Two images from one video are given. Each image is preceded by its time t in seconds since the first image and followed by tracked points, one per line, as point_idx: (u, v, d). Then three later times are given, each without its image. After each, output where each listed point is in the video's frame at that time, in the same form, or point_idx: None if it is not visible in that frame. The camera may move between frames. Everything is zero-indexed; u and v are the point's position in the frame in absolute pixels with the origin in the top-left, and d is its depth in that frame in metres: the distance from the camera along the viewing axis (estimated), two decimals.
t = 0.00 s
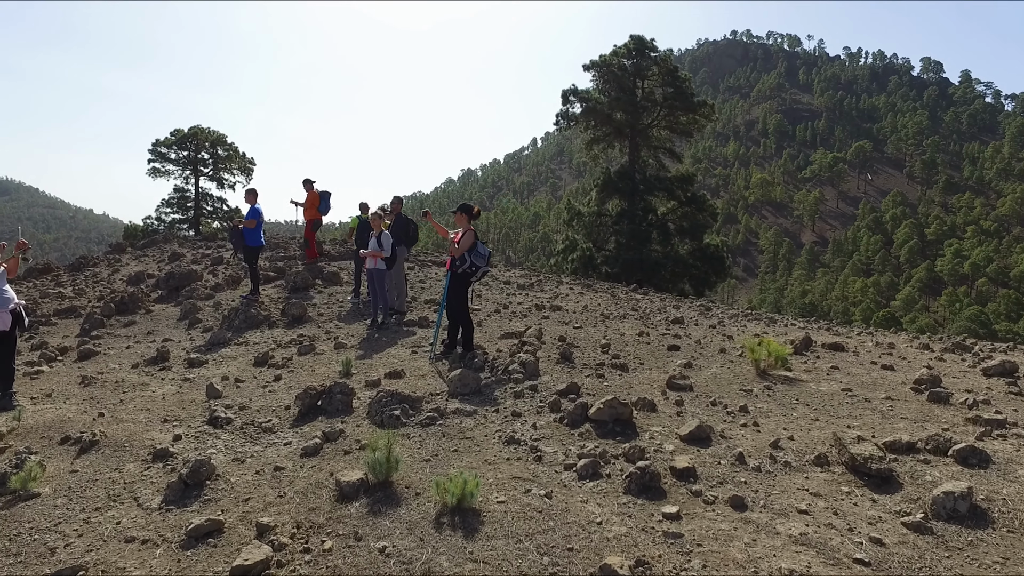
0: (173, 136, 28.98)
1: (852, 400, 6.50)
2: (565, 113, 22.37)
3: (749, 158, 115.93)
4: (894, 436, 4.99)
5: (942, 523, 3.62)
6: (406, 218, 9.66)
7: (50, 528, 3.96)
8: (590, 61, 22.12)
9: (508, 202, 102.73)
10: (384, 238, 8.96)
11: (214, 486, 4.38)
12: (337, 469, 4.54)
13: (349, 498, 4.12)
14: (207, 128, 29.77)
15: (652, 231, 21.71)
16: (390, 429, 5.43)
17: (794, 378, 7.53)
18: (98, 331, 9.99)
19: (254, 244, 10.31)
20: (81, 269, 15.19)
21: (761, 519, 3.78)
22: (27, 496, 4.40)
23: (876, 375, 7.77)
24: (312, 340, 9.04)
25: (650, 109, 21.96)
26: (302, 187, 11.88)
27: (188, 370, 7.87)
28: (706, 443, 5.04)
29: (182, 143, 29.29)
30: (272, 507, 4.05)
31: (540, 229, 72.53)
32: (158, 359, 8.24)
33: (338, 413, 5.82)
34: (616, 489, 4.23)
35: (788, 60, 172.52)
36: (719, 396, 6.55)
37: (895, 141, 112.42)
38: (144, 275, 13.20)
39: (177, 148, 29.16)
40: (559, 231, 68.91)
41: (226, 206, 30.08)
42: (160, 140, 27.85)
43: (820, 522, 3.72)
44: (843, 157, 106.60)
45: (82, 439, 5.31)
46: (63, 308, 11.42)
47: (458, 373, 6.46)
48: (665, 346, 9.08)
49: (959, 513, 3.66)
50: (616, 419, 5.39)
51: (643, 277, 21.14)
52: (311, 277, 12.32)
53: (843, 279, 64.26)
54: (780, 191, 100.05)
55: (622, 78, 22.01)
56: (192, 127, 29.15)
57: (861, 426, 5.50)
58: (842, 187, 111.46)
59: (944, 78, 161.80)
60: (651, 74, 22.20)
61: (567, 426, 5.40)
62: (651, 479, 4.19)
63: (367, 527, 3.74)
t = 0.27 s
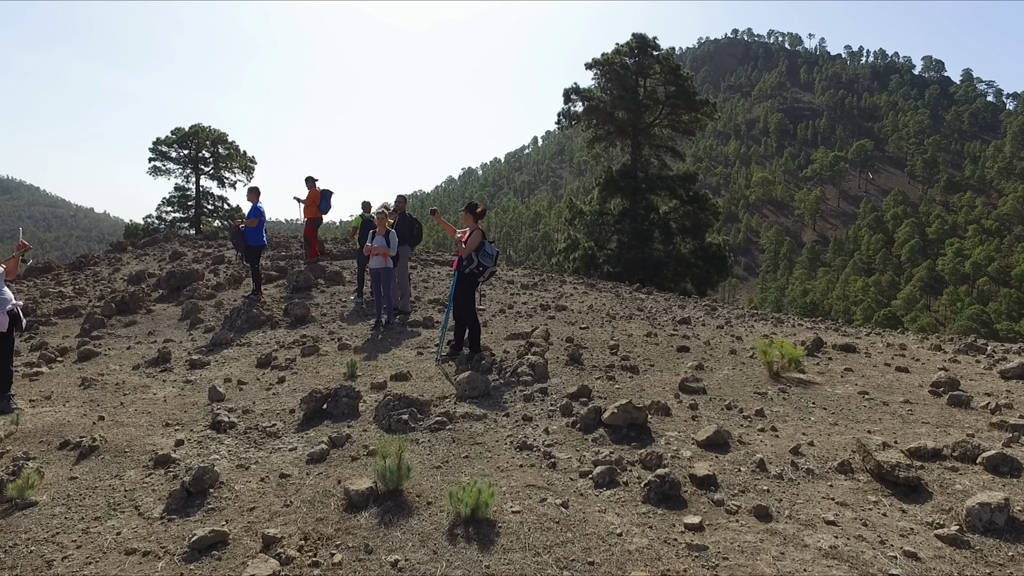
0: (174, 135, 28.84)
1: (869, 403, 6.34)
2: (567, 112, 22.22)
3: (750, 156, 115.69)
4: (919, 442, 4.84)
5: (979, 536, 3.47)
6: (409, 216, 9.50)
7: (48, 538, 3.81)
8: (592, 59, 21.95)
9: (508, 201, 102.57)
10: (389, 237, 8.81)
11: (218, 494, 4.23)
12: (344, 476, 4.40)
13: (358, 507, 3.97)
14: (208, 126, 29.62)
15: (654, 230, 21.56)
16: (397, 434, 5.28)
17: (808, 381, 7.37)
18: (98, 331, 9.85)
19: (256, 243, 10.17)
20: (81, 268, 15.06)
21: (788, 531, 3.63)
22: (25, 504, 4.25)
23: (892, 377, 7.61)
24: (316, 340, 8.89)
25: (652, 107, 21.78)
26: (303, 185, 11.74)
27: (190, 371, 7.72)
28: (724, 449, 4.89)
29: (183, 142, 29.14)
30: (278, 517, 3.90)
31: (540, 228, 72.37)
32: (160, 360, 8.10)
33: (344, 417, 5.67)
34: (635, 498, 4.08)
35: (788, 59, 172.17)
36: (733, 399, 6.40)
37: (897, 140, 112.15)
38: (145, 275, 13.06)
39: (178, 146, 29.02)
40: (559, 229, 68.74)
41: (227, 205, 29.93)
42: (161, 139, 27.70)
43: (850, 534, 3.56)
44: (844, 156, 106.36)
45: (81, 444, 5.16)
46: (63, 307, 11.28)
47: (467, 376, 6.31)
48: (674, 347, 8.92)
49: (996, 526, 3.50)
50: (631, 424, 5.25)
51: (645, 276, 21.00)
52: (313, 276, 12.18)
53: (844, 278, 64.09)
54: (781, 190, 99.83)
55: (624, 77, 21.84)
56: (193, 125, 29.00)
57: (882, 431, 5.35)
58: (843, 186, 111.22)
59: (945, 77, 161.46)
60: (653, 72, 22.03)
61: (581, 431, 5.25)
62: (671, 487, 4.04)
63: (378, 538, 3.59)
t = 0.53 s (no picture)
0: (170, 133, 28.57)
1: (883, 405, 6.19)
2: (564, 111, 22.05)
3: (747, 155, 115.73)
4: (940, 447, 4.68)
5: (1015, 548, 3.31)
6: (409, 215, 9.32)
7: (35, 551, 3.63)
8: (589, 58, 21.79)
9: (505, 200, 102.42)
10: (391, 236, 8.62)
11: (214, 503, 4.05)
12: (347, 484, 4.22)
13: (361, 517, 3.79)
14: (204, 124, 29.36)
15: (652, 229, 21.42)
16: (401, 438, 5.11)
17: (819, 382, 7.21)
18: (92, 331, 9.64)
19: (252, 242, 9.98)
20: (76, 267, 14.84)
21: (814, 541, 3.47)
22: (12, 514, 4.06)
23: (902, 378, 7.46)
24: (314, 341, 8.71)
25: (650, 106, 21.62)
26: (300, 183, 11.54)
27: (185, 373, 7.53)
28: (740, 454, 4.73)
29: (179, 140, 28.87)
30: (278, 527, 3.72)
31: (537, 227, 72.23)
32: (155, 361, 7.90)
33: (345, 421, 5.49)
34: (650, 506, 3.92)
35: (784, 59, 172.35)
36: (744, 401, 6.24)
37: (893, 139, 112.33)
38: (141, 274, 12.85)
39: (174, 145, 28.75)
40: (555, 229, 68.59)
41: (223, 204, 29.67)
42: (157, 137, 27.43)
43: (879, 545, 3.40)
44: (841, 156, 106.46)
45: (72, 449, 4.97)
46: (56, 307, 11.06)
47: (471, 378, 6.13)
48: (680, 347, 8.76)
49: None
50: (642, 428, 5.08)
51: (643, 275, 20.86)
52: (310, 275, 11.98)
53: (840, 276, 64.11)
54: (778, 189, 99.88)
55: (621, 75, 21.66)
56: (189, 124, 28.73)
57: (900, 434, 5.19)
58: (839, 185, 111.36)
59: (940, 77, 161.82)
60: (651, 71, 21.87)
61: (590, 434, 5.08)
62: (688, 495, 3.88)
63: (383, 551, 3.41)
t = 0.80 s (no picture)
0: (166, 132, 28.23)
1: (905, 408, 5.96)
2: (562, 110, 21.82)
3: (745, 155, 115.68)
4: (974, 455, 4.45)
5: None
6: (410, 213, 9.09)
7: (16, 571, 3.36)
8: (588, 57, 21.57)
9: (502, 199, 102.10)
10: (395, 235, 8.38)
11: (210, 516, 3.79)
12: (350, 495, 3.96)
13: (367, 533, 3.54)
14: (201, 123, 29.03)
15: (650, 228, 21.20)
16: (406, 445, 4.85)
17: (835, 384, 6.98)
18: (84, 331, 9.36)
19: (249, 241, 9.71)
20: (70, 266, 14.54)
21: (853, 559, 3.23)
22: None
23: (919, 380, 7.24)
24: (313, 341, 8.44)
25: (649, 105, 21.39)
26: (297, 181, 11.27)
27: (180, 375, 7.25)
28: (764, 462, 4.49)
29: (175, 139, 28.54)
30: (277, 544, 3.46)
31: (535, 227, 72.02)
32: (148, 362, 7.63)
33: (346, 426, 5.24)
34: (675, 519, 3.68)
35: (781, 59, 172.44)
36: (761, 404, 6.00)
37: (889, 139, 112.41)
38: (136, 273, 12.56)
39: (170, 143, 28.42)
40: (552, 229, 68.36)
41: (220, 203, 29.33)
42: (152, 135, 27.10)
43: (925, 564, 3.16)
44: (838, 155, 106.48)
45: (59, 457, 4.70)
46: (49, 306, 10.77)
47: (478, 381, 5.88)
48: (689, 348, 8.52)
49: None
50: (659, 434, 4.84)
51: (642, 274, 20.65)
52: (308, 275, 11.71)
53: (837, 276, 64.02)
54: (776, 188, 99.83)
55: (620, 74, 21.39)
56: (185, 122, 28.40)
57: (928, 440, 4.96)
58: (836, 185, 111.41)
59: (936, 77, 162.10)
60: (650, 69, 21.64)
61: (604, 441, 4.84)
62: (715, 507, 3.64)
63: (391, 571, 3.16)
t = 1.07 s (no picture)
0: (157, 129, 27.76)
1: (925, 417, 5.72)
2: (558, 108, 21.55)
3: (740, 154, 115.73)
4: (1008, 470, 4.20)
5: None
6: (408, 212, 8.82)
7: None
8: (583, 55, 21.31)
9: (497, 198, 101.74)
10: (399, 236, 8.13)
11: (196, 543, 3.50)
12: (348, 518, 3.68)
13: (367, 562, 3.26)
14: (193, 120, 28.58)
15: (647, 227, 20.97)
16: (406, 460, 4.57)
17: (849, 391, 6.74)
18: (70, 334, 9.02)
19: (240, 241, 9.39)
20: (57, 266, 14.16)
21: None
22: None
23: (934, 386, 7.01)
24: (308, 345, 8.14)
25: (645, 103, 21.13)
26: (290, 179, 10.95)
27: (168, 381, 6.94)
28: (787, 478, 4.23)
29: (167, 137, 28.08)
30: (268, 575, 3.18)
31: (529, 226, 71.75)
32: (135, 368, 7.31)
33: (343, 439, 4.95)
34: (698, 545, 3.41)
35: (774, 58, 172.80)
36: (775, 413, 5.75)
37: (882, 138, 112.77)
38: (125, 273, 12.21)
39: (162, 141, 27.96)
40: (546, 228, 68.08)
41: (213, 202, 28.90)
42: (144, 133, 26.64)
43: None
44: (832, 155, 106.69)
45: (36, 474, 4.40)
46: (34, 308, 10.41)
47: (480, 389, 5.60)
48: (695, 352, 8.26)
49: None
50: (674, 447, 4.58)
51: (639, 273, 20.42)
52: (301, 275, 11.40)
53: (831, 275, 64.05)
54: (770, 187, 99.94)
55: (615, 72, 21.05)
56: (177, 120, 27.94)
57: (956, 453, 4.72)
58: (830, 184, 111.68)
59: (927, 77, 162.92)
60: (646, 67, 21.38)
61: (616, 454, 4.57)
62: (742, 532, 3.38)
63: None
